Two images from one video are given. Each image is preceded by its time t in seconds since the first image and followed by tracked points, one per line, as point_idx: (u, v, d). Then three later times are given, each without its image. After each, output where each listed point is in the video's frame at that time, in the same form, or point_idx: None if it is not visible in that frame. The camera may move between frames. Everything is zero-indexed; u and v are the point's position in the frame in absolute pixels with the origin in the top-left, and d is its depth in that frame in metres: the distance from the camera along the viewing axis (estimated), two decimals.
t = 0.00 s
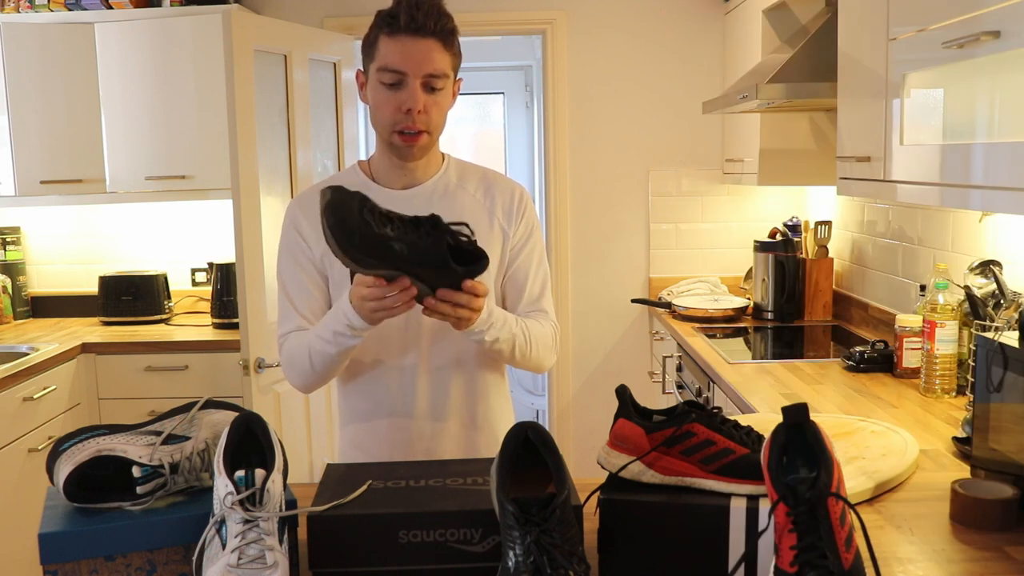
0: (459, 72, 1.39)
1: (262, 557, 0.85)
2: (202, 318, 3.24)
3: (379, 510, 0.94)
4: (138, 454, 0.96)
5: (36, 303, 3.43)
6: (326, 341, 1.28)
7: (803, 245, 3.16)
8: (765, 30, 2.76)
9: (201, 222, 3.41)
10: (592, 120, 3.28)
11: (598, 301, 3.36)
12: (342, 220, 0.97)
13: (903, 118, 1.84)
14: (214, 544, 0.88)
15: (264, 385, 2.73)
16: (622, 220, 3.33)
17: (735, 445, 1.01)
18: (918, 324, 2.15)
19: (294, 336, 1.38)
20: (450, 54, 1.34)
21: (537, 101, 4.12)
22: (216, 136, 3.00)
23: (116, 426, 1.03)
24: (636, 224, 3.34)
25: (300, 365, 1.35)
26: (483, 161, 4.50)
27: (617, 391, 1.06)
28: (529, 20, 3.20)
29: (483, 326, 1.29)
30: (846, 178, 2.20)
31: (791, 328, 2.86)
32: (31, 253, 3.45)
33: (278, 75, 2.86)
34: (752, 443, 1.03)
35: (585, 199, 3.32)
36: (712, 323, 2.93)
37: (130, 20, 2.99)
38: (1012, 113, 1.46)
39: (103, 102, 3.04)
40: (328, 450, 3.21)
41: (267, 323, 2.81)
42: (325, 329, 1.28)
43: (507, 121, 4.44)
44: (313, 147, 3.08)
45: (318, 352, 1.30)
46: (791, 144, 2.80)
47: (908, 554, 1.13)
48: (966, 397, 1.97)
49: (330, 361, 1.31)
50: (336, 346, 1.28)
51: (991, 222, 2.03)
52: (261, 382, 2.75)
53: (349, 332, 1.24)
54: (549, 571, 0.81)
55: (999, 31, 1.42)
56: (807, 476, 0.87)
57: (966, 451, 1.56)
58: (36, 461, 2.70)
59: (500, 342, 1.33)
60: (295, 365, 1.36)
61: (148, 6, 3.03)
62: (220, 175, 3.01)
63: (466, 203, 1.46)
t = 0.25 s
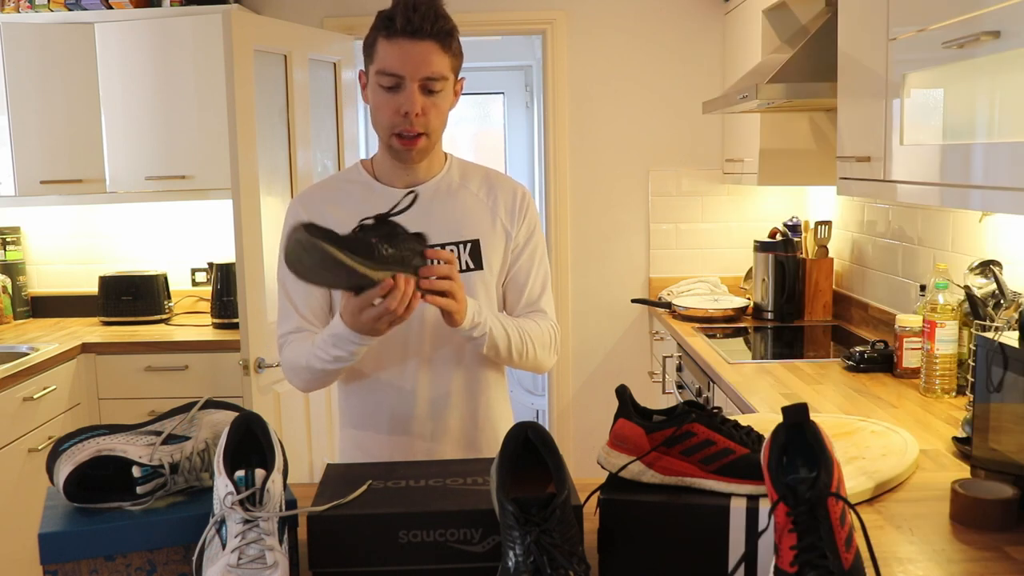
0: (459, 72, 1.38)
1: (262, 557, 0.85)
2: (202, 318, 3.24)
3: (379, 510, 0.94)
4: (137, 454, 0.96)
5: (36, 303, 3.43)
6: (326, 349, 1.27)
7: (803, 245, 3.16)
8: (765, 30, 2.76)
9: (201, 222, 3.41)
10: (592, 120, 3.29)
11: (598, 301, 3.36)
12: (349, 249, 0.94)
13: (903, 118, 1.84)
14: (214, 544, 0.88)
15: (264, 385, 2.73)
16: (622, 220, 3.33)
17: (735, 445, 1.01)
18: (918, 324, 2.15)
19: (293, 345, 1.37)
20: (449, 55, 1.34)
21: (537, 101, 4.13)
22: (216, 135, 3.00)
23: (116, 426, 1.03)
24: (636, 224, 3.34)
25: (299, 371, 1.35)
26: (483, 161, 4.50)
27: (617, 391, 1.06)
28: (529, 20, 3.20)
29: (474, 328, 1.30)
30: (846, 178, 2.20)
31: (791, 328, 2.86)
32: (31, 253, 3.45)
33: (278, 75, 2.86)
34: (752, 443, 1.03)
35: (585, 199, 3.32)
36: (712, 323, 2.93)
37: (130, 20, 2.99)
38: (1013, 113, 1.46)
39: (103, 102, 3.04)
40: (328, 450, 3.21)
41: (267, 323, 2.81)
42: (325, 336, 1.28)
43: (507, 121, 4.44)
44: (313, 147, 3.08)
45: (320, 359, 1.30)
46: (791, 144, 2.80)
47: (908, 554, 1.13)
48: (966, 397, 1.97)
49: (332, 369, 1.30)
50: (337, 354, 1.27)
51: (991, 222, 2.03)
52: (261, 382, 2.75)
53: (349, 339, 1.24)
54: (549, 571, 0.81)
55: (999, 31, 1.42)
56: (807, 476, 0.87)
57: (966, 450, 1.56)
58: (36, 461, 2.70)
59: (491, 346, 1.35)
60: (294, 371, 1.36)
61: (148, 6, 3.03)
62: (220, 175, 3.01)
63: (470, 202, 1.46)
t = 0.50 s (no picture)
0: (454, 71, 1.37)
1: (262, 557, 0.85)
2: (202, 318, 3.24)
3: (379, 510, 0.94)
4: (138, 454, 0.96)
5: (36, 303, 3.43)
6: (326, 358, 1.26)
7: (803, 245, 3.16)
8: (765, 30, 2.76)
9: (202, 222, 3.41)
10: (592, 120, 3.29)
11: (598, 301, 3.36)
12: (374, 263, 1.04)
13: (903, 117, 1.84)
14: (214, 544, 0.88)
15: (264, 385, 2.73)
16: (622, 220, 3.33)
17: (736, 445, 1.01)
18: (918, 324, 2.15)
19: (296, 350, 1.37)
20: (440, 54, 1.33)
21: (537, 101, 4.13)
22: (216, 135, 3.00)
23: (116, 426, 1.03)
24: (636, 224, 3.34)
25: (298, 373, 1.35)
26: (484, 161, 4.50)
27: (617, 391, 1.06)
28: (529, 20, 3.20)
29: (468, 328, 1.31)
30: (846, 178, 2.21)
31: (791, 328, 2.86)
32: (31, 253, 3.45)
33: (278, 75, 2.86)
34: (752, 443, 1.03)
35: (586, 199, 3.32)
36: (712, 323, 2.93)
37: (130, 20, 2.99)
38: (1013, 113, 1.46)
39: (103, 102, 3.04)
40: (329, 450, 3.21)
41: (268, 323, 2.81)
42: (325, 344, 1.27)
43: (507, 121, 4.44)
44: (313, 147, 3.08)
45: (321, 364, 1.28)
46: (791, 144, 2.80)
47: (908, 554, 1.13)
48: (966, 397, 1.97)
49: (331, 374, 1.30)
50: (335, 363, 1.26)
51: (991, 222, 2.03)
52: (261, 382, 2.75)
53: (349, 348, 1.23)
54: (549, 571, 0.81)
55: (999, 31, 1.42)
56: (807, 476, 0.87)
57: (966, 451, 1.56)
58: (36, 461, 2.70)
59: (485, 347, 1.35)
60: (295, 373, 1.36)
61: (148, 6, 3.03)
62: (220, 175, 3.01)
63: (471, 204, 1.46)
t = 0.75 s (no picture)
0: (446, 69, 1.37)
1: (262, 557, 0.85)
2: (202, 318, 3.24)
3: (379, 510, 0.94)
4: (137, 454, 0.96)
5: (36, 303, 3.43)
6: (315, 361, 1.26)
7: (803, 245, 3.16)
8: (765, 30, 2.76)
9: (202, 222, 3.41)
10: (592, 120, 3.29)
11: (598, 301, 3.36)
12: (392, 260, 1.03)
13: (903, 117, 1.84)
14: (214, 544, 0.88)
15: (264, 385, 2.73)
16: (622, 220, 3.33)
17: (736, 445, 1.01)
18: (918, 324, 2.15)
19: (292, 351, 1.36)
20: (430, 54, 1.33)
21: (537, 101, 4.13)
22: (216, 136, 3.00)
23: (116, 426, 1.03)
24: (636, 224, 3.34)
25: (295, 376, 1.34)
26: (483, 161, 4.50)
27: (617, 391, 1.06)
28: (529, 20, 3.20)
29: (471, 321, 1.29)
30: (846, 178, 2.21)
31: (791, 328, 2.86)
32: (31, 253, 3.45)
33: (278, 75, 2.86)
34: (752, 443, 1.03)
35: (585, 199, 3.32)
36: (712, 323, 2.93)
37: (130, 20, 2.99)
38: (1013, 113, 1.46)
39: (103, 102, 3.04)
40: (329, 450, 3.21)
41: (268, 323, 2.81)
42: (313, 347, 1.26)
43: (507, 121, 4.44)
44: (313, 147, 3.08)
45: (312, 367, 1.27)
46: (791, 144, 2.80)
47: (908, 554, 1.13)
48: (966, 397, 1.97)
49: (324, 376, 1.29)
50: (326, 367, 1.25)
51: (991, 222, 2.03)
52: (261, 382, 2.75)
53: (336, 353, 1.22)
54: (549, 571, 0.81)
55: (999, 31, 1.42)
56: (807, 476, 0.87)
57: (966, 450, 1.56)
58: (36, 461, 2.70)
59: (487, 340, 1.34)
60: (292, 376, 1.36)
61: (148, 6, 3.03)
62: (220, 175, 3.01)
63: (471, 204, 1.46)
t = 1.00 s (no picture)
0: (441, 67, 1.37)
1: (262, 557, 0.85)
2: (202, 318, 3.24)
3: (379, 510, 0.94)
4: (138, 454, 0.96)
5: (36, 303, 3.43)
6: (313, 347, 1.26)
7: (803, 245, 3.16)
8: (765, 30, 2.76)
9: (202, 222, 3.41)
10: (593, 120, 3.29)
11: (598, 301, 3.36)
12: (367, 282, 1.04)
13: (903, 118, 1.84)
14: (214, 544, 0.88)
15: (264, 385, 2.73)
16: (622, 220, 3.33)
17: (735, 444, 1.01)
18: (918, 324, 2.15)
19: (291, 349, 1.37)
20: (425, 51, 1.33)
21: (537, 101, 4.12)
22: (216, 136, 3.00)
23: (116, 426, 1.03)
24: (636, 224, 3.34)
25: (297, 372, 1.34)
26: (483, 161, 4.50)
27: (617, 391, 1.06)
28: (529, 20, 3.20)
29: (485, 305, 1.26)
30: (846, 178, 2.21)
31: (791, 328, 2.86)
32: (31, 253, 3.45)
33: (278, 75, 2.86)
34: (752, 443, 1.03)
35: (585, 199, 3.32)
36: (712, 323, 2.93)
37: (130, 20, 2.99)
38: (1013, 113, 1.46)
39: (103, 102, 3.04)
40: (329, 450, 3.21)
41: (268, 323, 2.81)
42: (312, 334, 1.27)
43: (507, 121, 4.44)
44: (313, 147, 3.08)
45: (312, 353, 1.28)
46: (791, 144, 2.80)
47: (908, 554, 1.13)
48: (966, 397, 1.97)
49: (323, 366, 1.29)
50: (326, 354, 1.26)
51: (991, 222, 2.03)
52: (261, 382, 2.75)
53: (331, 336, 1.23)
54: (549, 571, 0.81)
55: (999, 31, 1.42)
56: (807, 476, 0.87)
57: (966, 451, 1.56)
58: (36, 461, 2.70)
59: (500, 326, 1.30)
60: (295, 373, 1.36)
61: (148, 6, 3.03)
62: (220, 175, 3.01)
63: (470, 204, 1.46)
